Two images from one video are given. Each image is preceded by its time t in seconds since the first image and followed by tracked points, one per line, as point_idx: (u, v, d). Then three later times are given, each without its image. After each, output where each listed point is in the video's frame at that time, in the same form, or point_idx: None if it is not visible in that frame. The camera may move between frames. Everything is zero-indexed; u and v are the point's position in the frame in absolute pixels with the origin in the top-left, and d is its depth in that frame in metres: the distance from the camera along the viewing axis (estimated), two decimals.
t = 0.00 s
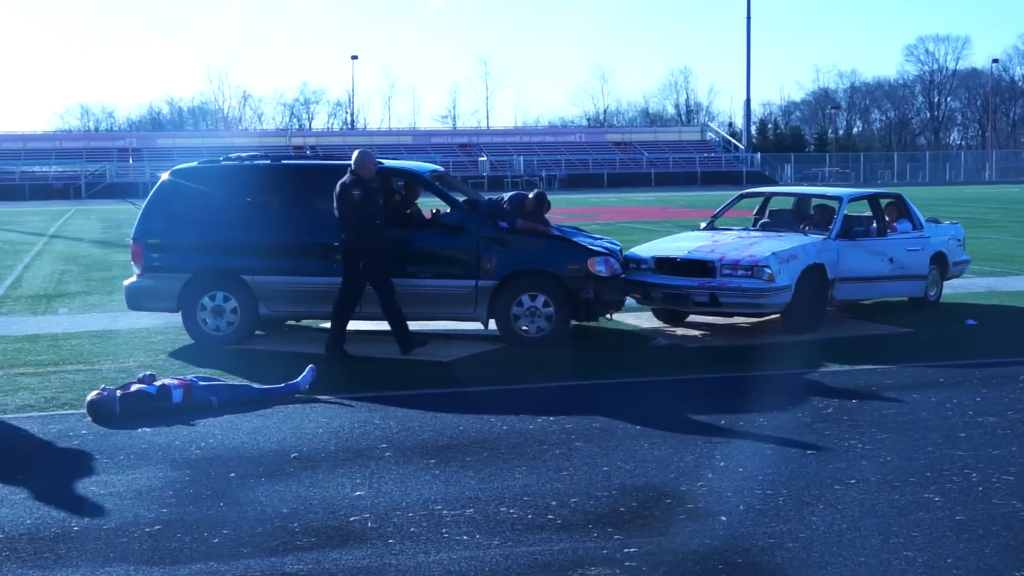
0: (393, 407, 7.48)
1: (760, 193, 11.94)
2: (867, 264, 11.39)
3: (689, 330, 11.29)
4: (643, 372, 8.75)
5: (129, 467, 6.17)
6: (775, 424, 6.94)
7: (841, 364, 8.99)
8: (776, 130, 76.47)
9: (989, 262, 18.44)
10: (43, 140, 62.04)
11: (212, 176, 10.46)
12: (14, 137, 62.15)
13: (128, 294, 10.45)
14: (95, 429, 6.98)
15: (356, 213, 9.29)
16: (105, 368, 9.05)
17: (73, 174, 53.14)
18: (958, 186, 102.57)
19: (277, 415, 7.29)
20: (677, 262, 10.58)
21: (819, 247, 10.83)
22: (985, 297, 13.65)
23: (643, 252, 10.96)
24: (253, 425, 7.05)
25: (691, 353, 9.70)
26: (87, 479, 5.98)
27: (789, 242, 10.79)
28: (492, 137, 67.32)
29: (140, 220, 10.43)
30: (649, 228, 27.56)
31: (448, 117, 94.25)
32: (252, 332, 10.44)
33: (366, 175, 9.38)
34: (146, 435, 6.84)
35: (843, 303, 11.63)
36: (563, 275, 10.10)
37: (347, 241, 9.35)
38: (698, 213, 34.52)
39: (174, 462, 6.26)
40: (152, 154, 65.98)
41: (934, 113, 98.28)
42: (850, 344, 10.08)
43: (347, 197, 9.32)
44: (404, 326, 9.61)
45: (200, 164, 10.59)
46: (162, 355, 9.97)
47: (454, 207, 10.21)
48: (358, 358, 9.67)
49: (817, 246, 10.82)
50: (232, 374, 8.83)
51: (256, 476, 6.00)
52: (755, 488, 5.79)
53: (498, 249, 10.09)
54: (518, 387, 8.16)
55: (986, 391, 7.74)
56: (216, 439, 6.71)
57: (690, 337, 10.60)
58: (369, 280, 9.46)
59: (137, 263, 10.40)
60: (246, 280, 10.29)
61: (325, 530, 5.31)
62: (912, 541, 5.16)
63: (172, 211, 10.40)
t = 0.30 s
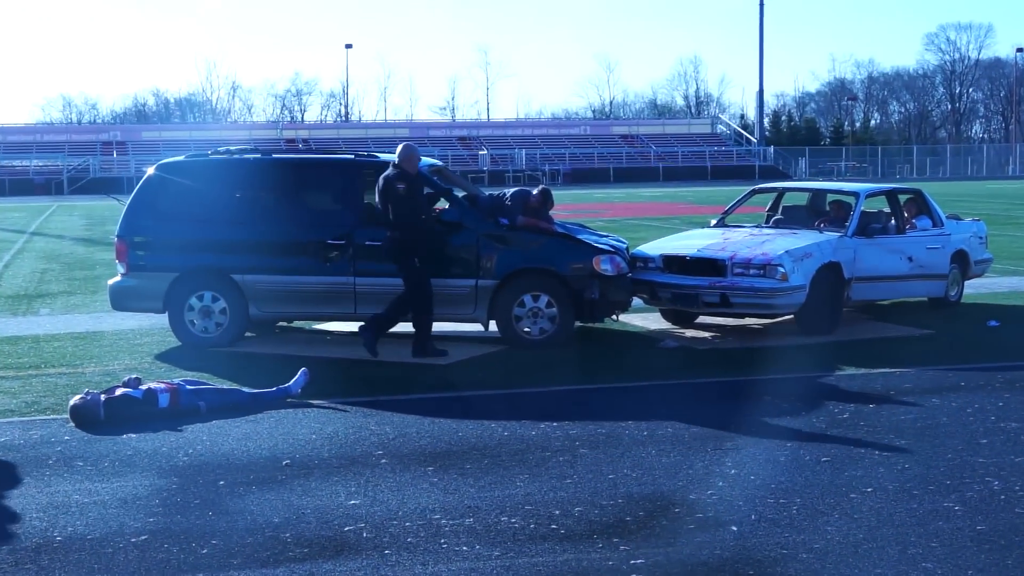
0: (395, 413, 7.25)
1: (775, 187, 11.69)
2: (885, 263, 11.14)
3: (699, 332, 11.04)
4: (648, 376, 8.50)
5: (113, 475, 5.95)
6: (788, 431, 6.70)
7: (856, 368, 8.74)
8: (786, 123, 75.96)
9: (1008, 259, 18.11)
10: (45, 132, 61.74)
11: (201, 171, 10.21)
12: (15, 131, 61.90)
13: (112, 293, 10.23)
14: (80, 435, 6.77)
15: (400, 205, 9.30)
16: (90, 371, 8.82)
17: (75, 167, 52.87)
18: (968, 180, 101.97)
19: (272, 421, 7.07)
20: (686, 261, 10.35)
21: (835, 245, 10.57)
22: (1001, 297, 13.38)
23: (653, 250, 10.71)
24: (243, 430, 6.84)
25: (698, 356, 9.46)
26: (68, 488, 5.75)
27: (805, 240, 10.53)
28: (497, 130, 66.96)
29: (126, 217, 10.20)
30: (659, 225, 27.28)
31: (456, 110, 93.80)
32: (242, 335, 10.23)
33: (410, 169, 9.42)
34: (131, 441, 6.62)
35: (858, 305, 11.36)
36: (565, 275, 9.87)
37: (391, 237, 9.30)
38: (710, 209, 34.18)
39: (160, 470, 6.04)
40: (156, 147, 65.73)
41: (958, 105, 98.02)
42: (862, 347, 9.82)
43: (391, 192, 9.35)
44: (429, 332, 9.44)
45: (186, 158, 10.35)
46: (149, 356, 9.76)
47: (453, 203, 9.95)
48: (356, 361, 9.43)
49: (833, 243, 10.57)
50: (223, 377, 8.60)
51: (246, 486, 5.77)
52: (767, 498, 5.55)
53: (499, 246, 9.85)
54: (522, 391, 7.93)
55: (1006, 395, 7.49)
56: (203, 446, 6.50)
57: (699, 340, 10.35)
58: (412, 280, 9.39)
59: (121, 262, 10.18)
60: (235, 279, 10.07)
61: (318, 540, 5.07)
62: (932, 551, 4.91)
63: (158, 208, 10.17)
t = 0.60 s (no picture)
0: (396, 415, 7.20)
1: (778, 186, 11.65)
2: (889, 263, 11.10)
3: (701, 333, 10.99)
4: (649, 377, 8.46)
5: (110, 477, 5.91)
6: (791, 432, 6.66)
7: (858, 369, 8.70)
8: (788, 121, 75.84)
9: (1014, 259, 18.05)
10: (44, 132, 61.60)
11: (198, 171, 10.16)
12: (14, 129, 61.77)
13: (110, 292, 10.19)
14: (76, 437, 6.73)
15: (440, 205, 9.19)
16: (86, 372, 8.77)
17: (75, 166, 52.75)
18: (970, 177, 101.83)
19: (270, 422, 7.04)
20: (688, 261, 10.31)
21: (839, 245, 10.53)
22: (1004, 295, 13.33)
23: (654, 249, 10.66)
24: (241, 432, 6.80)
25: (699, 356, 9.42)
26: (64, 490, 5.71)
27: (808, 240, 10.48)
28: (497, 129, 66.85)
29: (123, 216, 10.16)
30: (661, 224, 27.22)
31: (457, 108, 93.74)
32: (239, 337, 10.17)
33: (448, 167, 9.34)
34: (127, 443, 6.59)
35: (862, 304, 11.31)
36: (566, 275, 9.83)
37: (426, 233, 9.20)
38: (713, 208, 34.11)
39: (156, 472, 5.99)
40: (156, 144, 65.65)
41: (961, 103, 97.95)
42: (864, 347, 9.78)
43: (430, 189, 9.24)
44: (432, 330, 9.42)
45: (184, 156, 10.31)
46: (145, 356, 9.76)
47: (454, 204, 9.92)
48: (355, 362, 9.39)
49: (836, 243, 10.52)
50: (221, 377, 8.57)
51: (244, 488, 5.73)
52: (769, 500, 5.52)
53: (501, 246, 9.81)
54: (523, 392, 7.89)
55: (1010, 397, 7.44)
56: (201, 448, 6.46)
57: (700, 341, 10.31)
58: (440, 277, 9.31)
59: (118, 261, 10.14)
60: (232, 279, 10.03)
61: (317, 543, 5.03)
62: (937, 552, 4.86)
63: (156, 207, 10.13)
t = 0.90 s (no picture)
0: (396, 415, 7.21)
1: (777, 186, 11.67)
2: (888, 262, 11.11)
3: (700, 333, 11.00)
4: (649, 377, 8.47)
5: (110, 477, 5.91)
6: (791, 432, 6.67)
7: (858, 368, 8.71)
8: (787, 121, 75.87)
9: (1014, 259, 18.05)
10: (42, 132, 61.55)
11: (197, 171, 10.17)
12: (13, 129, 61.69)
13: (109, 293, 10.19)
14: (76, 438, 6.72)
15: (487, 211, 9.29)
16: (85, 373, 8.78)
17: (74, 166, 52.71)
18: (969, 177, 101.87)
19: (270, 422, 7.04)
20: (687, 261, 10.32)
21: (838, 245, 10.54)
22: (1003, 295, 13.34)
23: (653, 249, 10.68)
24: (241, 432, 6.80)
25: (699, 356, 9.43)
26: (64, 490, 5.71)
27: (807, 240, 10.50)
28: (495, 128, 66.82)
29: (123, 217, 10.16)
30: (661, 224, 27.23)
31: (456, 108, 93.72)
32: (238, 338, 10.16)
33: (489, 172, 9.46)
34: (126, 443, 6.60)
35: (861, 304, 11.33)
36: (565, 275, 9.83)
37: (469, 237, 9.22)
38: (712, 208, 34.11)
39: (156, 472, 5.99)
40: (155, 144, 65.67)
41: (959, 103, 98.09)
42: (863, 347, 9.79)
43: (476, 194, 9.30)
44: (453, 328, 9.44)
45: (184, 157, 10.32)
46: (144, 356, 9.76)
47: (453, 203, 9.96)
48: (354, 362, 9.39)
49: (835, 243, 10.53)
50: (221, 377, 8.57)
51: (245, 488, 5.74)
52: (769, 500, 5.52)
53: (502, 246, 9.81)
54: (523, 392, 7.90)
55: (1010, 396, 7.45)
56: (200, 448, 6.46)
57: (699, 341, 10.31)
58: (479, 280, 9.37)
59: (117, 262, 10.15)
60: (231, 279, 10.02)
61: (317, 543, 5.03)
62: (935, 552, 4.87)
63: (155, 207, 10.14)
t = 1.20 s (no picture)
0: (395, 415, 7.20)
1: (775, 187, 11.67)
2: (887, 262, 11.11)
3: (699, 333, 11.00)
4: (648, 377, 8.48)
5: (108, 478, 5.90)
6: (790, 432, 6.66)
7: (858, 369, 8.71)
8: (786, 121, 75.90)
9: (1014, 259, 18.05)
10: (41, 132, 61.55)
11: (196, 171, 10.16)
12: (12, 129, 61.64)
13: (107, 294, 10.19)
14: (74, 439, 6.71)
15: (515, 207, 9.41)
16: (83, 373, 8.76)
17: (73, 166, 52.70)
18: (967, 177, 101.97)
19: (269, 422, 7.03)
20: (686, 260, 10.31)
21: (837, 245, 10.54)
22: (1002, 295, 13.34)
23: (651, 250, 10.67)
24: (239, 433, 6.80)
25: (697, 356, 9.43)
26: (63, 490, 5.70)
27: (805, 240, 10.50)
28: (495, 128, 66.81)
29: (121, 217, 10.16)
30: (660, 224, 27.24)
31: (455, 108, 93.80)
32: (237, 338, 10.15)
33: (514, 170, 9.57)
34: (124, 443, 6.59)
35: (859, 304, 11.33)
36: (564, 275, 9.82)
37: (494, 233, 9.31)
38: (711, 207, 34.12)
39: (154, 472, 5.98)
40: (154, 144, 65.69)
41: (958, 103, 98.15)
42: (862, 346, 9.80)
43: (505, 191, 9.38)
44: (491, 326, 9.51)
45: (182, 157, 10.31)
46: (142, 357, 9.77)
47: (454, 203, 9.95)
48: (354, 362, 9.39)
49: (834, 243, 10.53)
50: (219, 377, 8.56)
51: (243, 488, 5.73)
52: (768, 500, 5.52)
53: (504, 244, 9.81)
54: (523, 392, 7.90)
55: (1009, 396, 7.45)
56: (199, 448, 6.45)
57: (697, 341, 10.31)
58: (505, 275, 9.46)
59: (115, 262, 10.14)
60: (230, 280, 10.01)
61: (315, 543, 5.03)
62: (934, 551, 4.87)
63: (154, 207, 10.13)
